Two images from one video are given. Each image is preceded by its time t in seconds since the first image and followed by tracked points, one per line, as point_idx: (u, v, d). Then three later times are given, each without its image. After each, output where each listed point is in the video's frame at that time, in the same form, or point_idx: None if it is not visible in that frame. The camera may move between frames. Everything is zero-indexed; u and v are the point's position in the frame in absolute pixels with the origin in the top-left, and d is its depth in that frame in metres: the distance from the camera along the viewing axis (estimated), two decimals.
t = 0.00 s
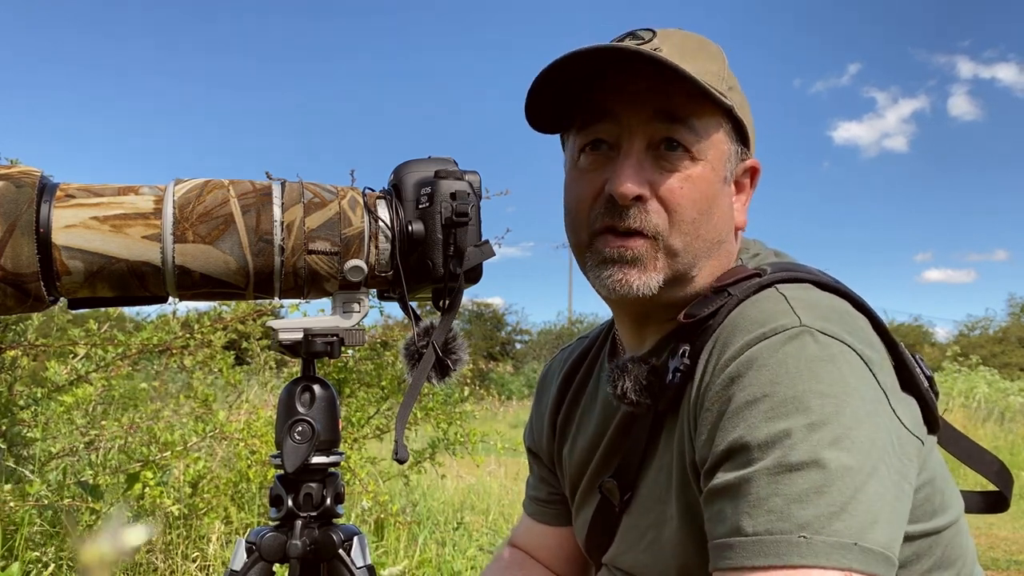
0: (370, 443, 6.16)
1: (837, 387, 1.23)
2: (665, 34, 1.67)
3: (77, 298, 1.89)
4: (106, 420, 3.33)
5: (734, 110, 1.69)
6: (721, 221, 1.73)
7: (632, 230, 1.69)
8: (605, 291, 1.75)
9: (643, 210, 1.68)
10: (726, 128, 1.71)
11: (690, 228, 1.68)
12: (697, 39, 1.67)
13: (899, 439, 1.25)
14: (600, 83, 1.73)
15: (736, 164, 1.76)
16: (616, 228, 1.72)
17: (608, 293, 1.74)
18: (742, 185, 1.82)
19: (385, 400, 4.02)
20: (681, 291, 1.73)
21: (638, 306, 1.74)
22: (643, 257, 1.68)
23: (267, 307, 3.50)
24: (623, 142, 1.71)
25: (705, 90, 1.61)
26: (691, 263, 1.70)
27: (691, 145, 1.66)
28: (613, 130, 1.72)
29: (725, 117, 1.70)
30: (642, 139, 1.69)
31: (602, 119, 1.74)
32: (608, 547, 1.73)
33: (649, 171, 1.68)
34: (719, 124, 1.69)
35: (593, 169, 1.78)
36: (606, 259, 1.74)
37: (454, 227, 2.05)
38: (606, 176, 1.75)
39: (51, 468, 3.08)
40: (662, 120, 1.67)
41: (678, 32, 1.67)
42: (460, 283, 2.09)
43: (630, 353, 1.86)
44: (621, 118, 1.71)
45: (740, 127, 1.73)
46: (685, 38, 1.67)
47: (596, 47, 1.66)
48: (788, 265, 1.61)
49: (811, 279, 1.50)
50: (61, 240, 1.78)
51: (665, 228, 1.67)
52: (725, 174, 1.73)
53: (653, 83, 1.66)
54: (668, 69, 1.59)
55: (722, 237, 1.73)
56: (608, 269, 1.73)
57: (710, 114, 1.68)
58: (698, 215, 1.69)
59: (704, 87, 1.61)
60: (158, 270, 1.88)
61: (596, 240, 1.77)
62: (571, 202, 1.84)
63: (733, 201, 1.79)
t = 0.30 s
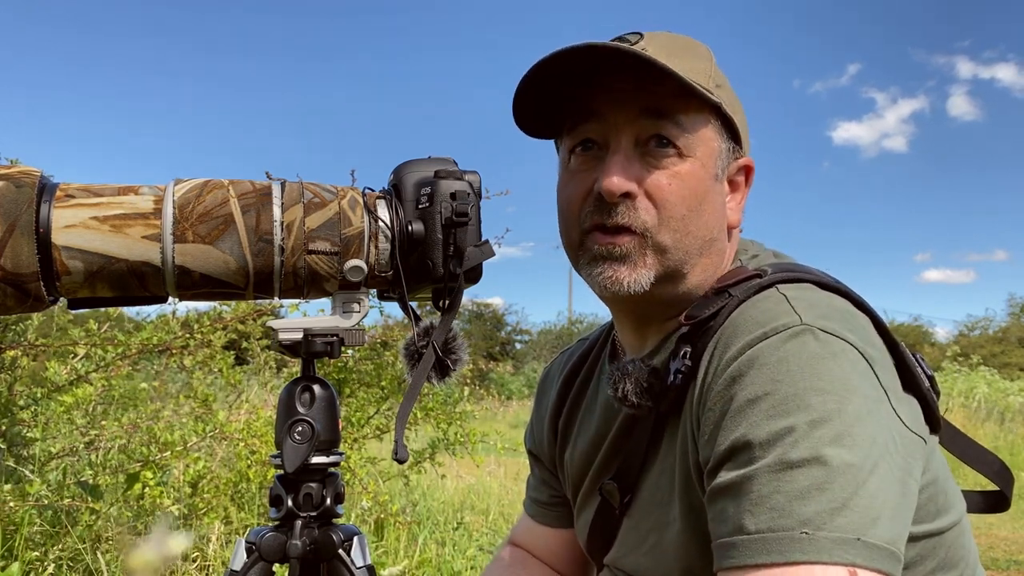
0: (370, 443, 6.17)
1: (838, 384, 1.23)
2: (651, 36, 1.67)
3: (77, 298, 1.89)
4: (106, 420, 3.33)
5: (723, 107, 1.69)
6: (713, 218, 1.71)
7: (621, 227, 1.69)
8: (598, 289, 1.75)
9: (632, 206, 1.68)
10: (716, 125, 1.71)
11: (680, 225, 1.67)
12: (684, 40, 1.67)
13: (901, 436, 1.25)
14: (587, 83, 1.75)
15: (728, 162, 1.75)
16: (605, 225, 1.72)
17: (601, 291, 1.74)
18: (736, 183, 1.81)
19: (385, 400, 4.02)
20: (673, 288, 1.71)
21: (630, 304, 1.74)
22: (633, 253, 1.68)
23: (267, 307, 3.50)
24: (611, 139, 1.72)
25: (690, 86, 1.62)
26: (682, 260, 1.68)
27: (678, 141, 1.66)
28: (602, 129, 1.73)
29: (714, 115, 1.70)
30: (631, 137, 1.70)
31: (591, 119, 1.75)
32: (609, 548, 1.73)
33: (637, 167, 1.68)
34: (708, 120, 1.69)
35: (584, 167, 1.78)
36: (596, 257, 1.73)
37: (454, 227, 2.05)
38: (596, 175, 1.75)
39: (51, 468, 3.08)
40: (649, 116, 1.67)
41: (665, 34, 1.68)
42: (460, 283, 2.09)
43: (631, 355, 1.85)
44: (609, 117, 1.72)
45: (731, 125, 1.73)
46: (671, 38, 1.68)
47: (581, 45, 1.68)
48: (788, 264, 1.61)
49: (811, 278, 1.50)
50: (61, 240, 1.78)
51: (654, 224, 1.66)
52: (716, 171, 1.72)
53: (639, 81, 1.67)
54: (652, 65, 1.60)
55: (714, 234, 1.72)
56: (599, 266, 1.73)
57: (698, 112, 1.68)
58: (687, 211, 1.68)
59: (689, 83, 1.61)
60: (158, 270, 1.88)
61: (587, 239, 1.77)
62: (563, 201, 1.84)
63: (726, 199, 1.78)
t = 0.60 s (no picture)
0: (370, 442, 6.17)
1: (838, 385, 1.23)
2: (644, 36, 1.67)
3: (77, 297, 1.89)
4: (106, 420, 3.33)
5: (715, 104, 1.69)
6: (706, 214, 1.70)
7: (613, 222, 1.68)
8: (592, 286, 1.75)
9: (624, 201, 1.67)
10: (708, 122, 1.70)
11: (671, 219, 1.66)
12: (677, 40, 1.67)
13: (900, 437, 1.25)
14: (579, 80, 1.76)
15: (722, 159, 1.74)
16: (597, 221, 1.71)
17: (594, 286, 1.73)
18: (733, 182, 1.81)
19: (385, 400, 4.01)
20: (667, 285, 1.70)
21: (624, 300, 1.74)
22: (625, 248, 1.67)
23: (267, 307, 3.50)
24: (604, 135, 1.72)
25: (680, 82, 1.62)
26: (675, 256, 1.68)
27: (671, 136, 1.66)
28: (594, 125, 1.74)
29: (706, 112, 1.70)
30: (622, 132, 1.70)
31: (584, 117, 1.76)
32: (609, 549, 1.73)
33: (628, 162, 1.68)
34: (701, 117, 1.69)
35: (578, 164, 1.79)
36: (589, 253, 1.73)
37: (454, 227, 2.05)
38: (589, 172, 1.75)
39: (51, 468, 3.09)
40: (640, 111, 1.68)
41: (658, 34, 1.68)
42: (460, 283, 2.09)
43: (629, 354, 1.85)
44: (601, 113, 1.72)
45: (724, 123, 1.72)
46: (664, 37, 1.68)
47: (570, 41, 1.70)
48: (787, 264, 1.61)
49: (810, 278, 1.50)
50: (61, 240, 1.78)
51: (646, 219, 1.66)
52: (710, 168, 1.71)
53: (630, 77, 1.67)
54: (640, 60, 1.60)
55: (708, 231, 1.71)
56: (592, 262, 1.72)
57: (690, 108, 1.68)
58: (679, 206, 1.67)
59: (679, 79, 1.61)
60: (158, 270, 1.88)
61: (580, 235, 1.76)
62: (558, 198, 1.84)
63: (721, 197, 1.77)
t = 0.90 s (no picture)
0: (370, 443, 6.16)
1: (838, 385, 1.23)
2: (646, 36, 1.67)
3: (77, 297, 1.89)
4: (106, 420, 3.33)
5: (717, 104, 1.69)
6: (710, 214, 1.71)
7: (617, 222, 1.69)
8: (595, 286, 1.75)
9: (628, 201, 1.68)
10: (710, 122, 1.71)
11: (675, 220, 1.67)
12: (679, 40, 1.67)
13: (900, 437, 1.25)
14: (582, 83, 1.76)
15: (724, 158, 1.75)
16: (601, 221, 1.71)
17: (599, 288, 1.73)
18: (734, 181, 1.81)
19: (385, 400, 4.01)
20: (671, 284, 1.71)
21: (628, 300, 1.74)
22: (629, 248, 1.67)
23: (267, 307, 3.50)
24: (607, 135, 1.72)
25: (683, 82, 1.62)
26: (679, 256, 1.68)
27: (674, 136, 1.66)
28: (597, 125, 1.74)
29: (708, 111, 1.70)
30: (625, 132, 1.70)
31: (587, 117, 1.75)
32: (609, 549, 1.73)
33: (632, 162, 1.68)
34: (703, 117, 1.69)
35: (581, 164, 1.78)
36: (593, 253, 1.73)
37: (454, 227, 2.05)
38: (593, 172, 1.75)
39: (51, 468, 3.09)
40: (644, 112, 1.68)
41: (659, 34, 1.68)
42: (460, 283, 2.09)
43: (631, 354, 1.85)
44: (604, 114, 1.72)
45: (726, 122, 1.73)
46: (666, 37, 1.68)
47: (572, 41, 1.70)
48: (787, 263, 1.61)
49: (810, 277, 1.50)
50: (61, 240, 1.78)
51: (650, 219, 1.66)
52: (712, 167, 1.72)
53: (633, 77, 1.67)
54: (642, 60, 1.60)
55: (711, 230, 1.71)
56: (597, 263, 1.73)
57: (693, 107, 1.68)
58: (683, 206, 1.67)
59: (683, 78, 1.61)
60: (158, 270, 1.88)
61: (584, 235, 1.76)
62: (560, 198, 1.84)
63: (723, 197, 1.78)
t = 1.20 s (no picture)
0: (370, 442, 6.16)
1: (843, 386, 1.23)
2: (651, 37, 1.68)
3: (77, 297, 1.89)
4: (106, 420, 3.33)
5: (722, 106, 1.69)
6: (715, 217, 1.71)
7: (622, 228, 1.69)
8: (601, 291, 1.75)
9: (632, 206, 1.68)
10: (715, 124, 1.70)
11: (682, 224, 1.67)
12: (686, 40, 1.68)
13: (905, 438, 1.25)
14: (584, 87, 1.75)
15: (729, 159, 1.75)
16: (606, 227, 1.72)
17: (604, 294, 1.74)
18: (740, 182, 1.80)
19: (385, 400, 4.01)
20: (677, 288, 1.71)
21: (633, 304, 1.74)
22: (635, 255, 1.68)
23: (267, 307, 3.50)
24: (610, 141, 1.72)
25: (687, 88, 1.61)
26: (685, 260, 1.68)
27: (679, 141, 1.66)
28: (600, 132, 1.73)
29: (713, 113, 1.70)
30: (629, 138, 1.69)
31: (590, 123, 1.75)
32: (613, 549, 1.73)
33: (636, 168, 1.68)
34: (708, 120, 1.69)
35: (584, 169, 1.78)
36: (598, 259, 1.73)
37: (454, 227, 2.05)
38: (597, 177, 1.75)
39: (51, 468, 3.10)
40: (648, 117, 1.67)
41: (666, 33, 1.69)
42: (460, 283, 2.09)
43: (636, 355, 1.85)
44: (607, 120, 1.72)
45: (730, 124, 1.73)
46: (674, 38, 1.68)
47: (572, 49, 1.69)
48: (792, 264, 1.61)
49: (815, 278, 1.50)
50: (61, 240, 1.78)
51: (655, 224, 1.66)
52: (717, 170, 1.71)
53: (636, 82, 1.67)
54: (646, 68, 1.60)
55: (717, 233, 1.71)
56: (601, 269, 1.73)
57: (697, 111, 1.68)
58: (688, 210, 1.67)
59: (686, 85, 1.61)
60: (158, 270, 1.88)
61: (589, 241, 1.76)
62: (564, 202, 1.83)
63: (729, 199, 1.77)
